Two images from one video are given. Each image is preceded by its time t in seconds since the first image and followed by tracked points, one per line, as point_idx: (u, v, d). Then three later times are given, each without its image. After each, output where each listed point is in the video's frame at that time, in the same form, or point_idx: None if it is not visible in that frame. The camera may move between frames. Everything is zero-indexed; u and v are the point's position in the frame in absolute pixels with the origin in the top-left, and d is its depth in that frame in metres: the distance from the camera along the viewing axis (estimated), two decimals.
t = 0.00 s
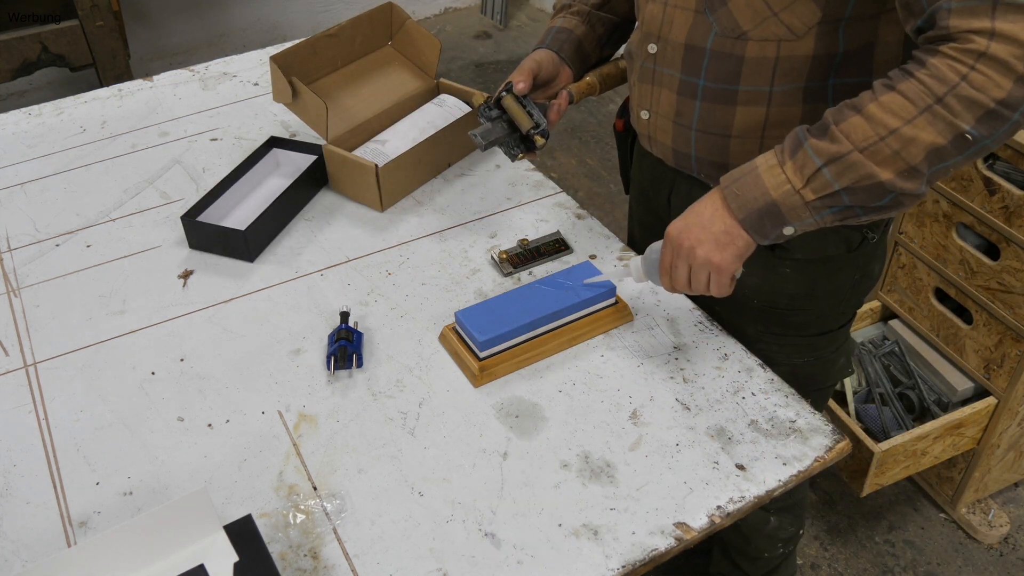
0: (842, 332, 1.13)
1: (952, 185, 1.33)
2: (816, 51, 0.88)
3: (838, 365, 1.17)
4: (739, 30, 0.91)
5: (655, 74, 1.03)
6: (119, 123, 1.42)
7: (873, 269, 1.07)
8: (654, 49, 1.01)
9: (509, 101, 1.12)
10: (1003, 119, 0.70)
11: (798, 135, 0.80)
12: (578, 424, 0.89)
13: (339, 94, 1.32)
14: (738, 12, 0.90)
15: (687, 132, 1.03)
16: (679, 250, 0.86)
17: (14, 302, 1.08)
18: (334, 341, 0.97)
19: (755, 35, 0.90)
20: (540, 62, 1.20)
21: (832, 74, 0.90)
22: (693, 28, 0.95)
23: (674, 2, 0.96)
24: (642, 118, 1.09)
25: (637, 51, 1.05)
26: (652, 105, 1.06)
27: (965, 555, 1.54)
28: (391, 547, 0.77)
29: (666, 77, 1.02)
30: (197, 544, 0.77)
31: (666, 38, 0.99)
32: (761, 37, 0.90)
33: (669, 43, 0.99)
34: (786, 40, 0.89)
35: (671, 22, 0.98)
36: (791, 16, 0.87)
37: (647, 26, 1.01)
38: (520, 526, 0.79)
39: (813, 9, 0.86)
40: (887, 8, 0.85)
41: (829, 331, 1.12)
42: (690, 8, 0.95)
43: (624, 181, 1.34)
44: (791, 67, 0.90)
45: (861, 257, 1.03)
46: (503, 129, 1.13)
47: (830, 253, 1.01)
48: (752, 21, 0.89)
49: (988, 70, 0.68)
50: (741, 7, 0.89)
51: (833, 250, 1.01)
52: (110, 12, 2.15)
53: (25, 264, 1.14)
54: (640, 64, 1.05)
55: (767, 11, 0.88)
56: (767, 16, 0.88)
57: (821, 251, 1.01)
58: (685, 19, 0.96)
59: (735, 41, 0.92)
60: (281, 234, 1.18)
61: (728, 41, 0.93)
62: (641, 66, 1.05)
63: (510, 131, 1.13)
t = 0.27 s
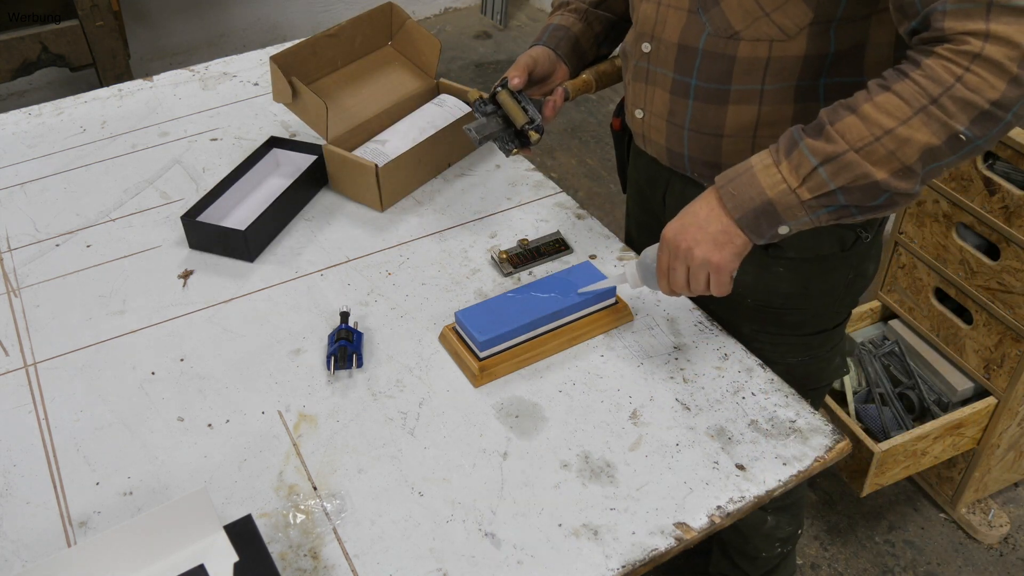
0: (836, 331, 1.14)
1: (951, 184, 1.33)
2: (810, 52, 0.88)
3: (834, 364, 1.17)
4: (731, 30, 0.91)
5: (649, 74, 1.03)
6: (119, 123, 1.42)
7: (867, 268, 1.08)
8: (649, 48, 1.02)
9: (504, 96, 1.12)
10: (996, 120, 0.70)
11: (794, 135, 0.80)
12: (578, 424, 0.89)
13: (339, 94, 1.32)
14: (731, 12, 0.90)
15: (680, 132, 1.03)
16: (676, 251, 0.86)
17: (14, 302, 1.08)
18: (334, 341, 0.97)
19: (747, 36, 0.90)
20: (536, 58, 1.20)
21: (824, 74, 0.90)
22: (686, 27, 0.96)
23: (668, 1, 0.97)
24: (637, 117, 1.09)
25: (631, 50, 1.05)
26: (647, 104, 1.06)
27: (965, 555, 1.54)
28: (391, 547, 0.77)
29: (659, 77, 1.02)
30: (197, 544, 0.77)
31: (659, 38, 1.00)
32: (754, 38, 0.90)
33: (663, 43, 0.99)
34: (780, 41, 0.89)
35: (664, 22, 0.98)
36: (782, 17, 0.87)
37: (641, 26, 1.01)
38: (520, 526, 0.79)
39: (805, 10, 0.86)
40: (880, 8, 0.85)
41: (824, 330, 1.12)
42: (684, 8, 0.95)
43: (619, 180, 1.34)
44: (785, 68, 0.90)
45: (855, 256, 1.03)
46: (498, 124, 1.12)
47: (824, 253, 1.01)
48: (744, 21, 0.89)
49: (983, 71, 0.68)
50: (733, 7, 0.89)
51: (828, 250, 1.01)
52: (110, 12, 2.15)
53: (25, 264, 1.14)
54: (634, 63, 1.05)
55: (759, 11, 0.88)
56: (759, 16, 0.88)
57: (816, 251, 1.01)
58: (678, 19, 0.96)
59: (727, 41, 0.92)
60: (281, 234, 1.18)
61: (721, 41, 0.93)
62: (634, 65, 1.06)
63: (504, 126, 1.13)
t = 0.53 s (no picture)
0: (837, 332, 1.14)
1: (951, 184, 1.33)
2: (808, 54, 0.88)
3: (834, 365, 1.17)
4: (731, 33, 0.91)
5: (648, 75, 1.03)
6: (119, 123, 1.42)
7: (867, 268, 1.08)
8: (649, 50, 1.02)
9: (502, 98, 1.12)
10: (966, 135, 0.71)
11: (766, 145, 0.79)
12: (578, 424, 0.89)
13: (339, 94, 1.32)
14: (731, 15, 0.90)
15: (681, 134, 1.03)
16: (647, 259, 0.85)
17: (14, 302, 1.08)
18: (334, 341, 0.97)
19: (747, 39, 0.90)
20: (534, 59, 1.20)
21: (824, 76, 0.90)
22: (687, 29, 0.96)
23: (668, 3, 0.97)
24: (637, 118, 1.09)
25: (631, 51, 1.05)
26: (647, 106, 1.06)
27: (965, 555, 1.53)
28: (391, 547, 0.77)
29: (659, 78, 1.02)
30: (197, 545, 0.77)
31: (659, 40, 0.99)
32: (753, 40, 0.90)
33: (663, 45, 0.99)
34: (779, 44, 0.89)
35: (664, 24, 0.98)
36: (782, 21, 0.87)
37: (642, 27, 1.01)
38: (520, 526, 0.79)
39: (805, 12, 0.86)
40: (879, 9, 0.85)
41: (824, 330, 1.12)
42: (684, 9, 0.95)
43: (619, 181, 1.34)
44: (784, 71, 0.90)
45: (855, 257, 1.03)
46: (496, 125, 1.12)
47: (824, 253, 1.01)
48: (744, 23, 0.89)
49: (956, 84, 0.69)
50: (733, 10, 0.89)
51: (827, 250, 1.01)
52: (110, 12, 2.15)
53: (25, 265, 1.14)
54: (634, 65, 1.05)
55: (759, 14, 0.88)
56: (758, 20, 0.88)
57: (815, 252, 1.01)
58: (678, 21, 0.96)
59: (727, 44, 0.92)
60: (281, 234, 1.18)
61: (721, 43, 0.93)
62: (634, 66, 1.06)
63: (503, 127, 1.13)
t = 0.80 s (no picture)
0: (839, 333, 1.14)
1: (952, 184, 1.33)
2: (809, 56, 0.88)
3: (836, 366, 1.17)
4: (734, 35, 0.90)
5: (651, 78, 1.03)
6: (119, 123, 1.42)
7: (870, 270, 1.08)
8: (650, 53, 1.01)
9: (507, 100, 1.12)
10: (929, 146, 0.71)
11: (728, 153, 0.80)
12: (578, 424, 0.89)
13: (339, 94, 1.32)
14: (734, 19, 0.89)
15: (684, 135, 1.02)
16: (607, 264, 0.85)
17: (14, 302, 1.08)
18: (334, 341, 0.97)
19: (750, 42, 0.90)
20: (538, 60, 1.19)
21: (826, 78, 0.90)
22: (689, 31, 0.95)
23: (670, 4, 0.96)
24: (639, 120, 1.08)
25: (633, 54, 1.05)
26: (650, 109, 1.05)
27: (965, 555, 1.54)
28: (391, 547, 0.77)
29: (661, 80, 1.01)
30: (197, 544, 0.77)
31: (661, 42, 0.99)
32: (753, 43, 0.90)
33: (666, 47, 0.98)
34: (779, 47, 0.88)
35: (667, 26, 0.97)
36: (784, 25, 0.87)
37: (644, 30, 1.00)
38: (520, 526, 0.79)
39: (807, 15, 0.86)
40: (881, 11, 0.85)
41: (826, 332, 1.12)
42: (686, 12, 0.94)
43: (623, 182, 1.34)
44: (785, 73, 0.90)
45: (859, 258, 1.03)
46: (501, 127, 1.13)
47: (827, 254, 1.01)
48: (746, 27, 0.89)
49: (920, 94, 0.69)
50: (735, 13, 0.89)
51: (830, 251, 1.01)
52: (110, 12, 2.15)
53: (25, 265, 1.14)
54: (635, 67, 1.05)
55: (762, 17, 0.87)
56: (760, 23, 0.88)
57: (818, 253, 1.01)
58: (681, 23, 0.95)
59: (730, 47, 0.92)
60: (281, 234, 1.18)
61: (724, 46, 0.92)
62: (635, 69, 1.05)
63: (507, 128, 1.13)
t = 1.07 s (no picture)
0: (840, 339, 1.13)
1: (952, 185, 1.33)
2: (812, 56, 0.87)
3: (836, 371, 1.17)
4: (737, 39, 0.91)
5: (652, 79, 1.04)
6: (119, 123, 1.42)
7: (873, 276, 1.08)
8: (652, 55, 1.02)
9: (511, 100, 1.12)
10: (988, 149, 0.70)
11: (788, 169, 0.79)
12: (578, 424, 0.89)
13: (339, 94, 1.32)
14: (737, 23, 0.90)
15: (686, 138, 1.03)
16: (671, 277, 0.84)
17: (14, 302, 1.08)
18: (334, 341, 0.97)
19: (753, 45, 0.90)
20: (542, 61, 1.20)
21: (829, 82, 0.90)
22: (690, 34, 0.96)
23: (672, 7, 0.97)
24: (642, 121, 1.10)
25: (636, 56, 1.06)
26: (653, 112, 1.06)
27: (965, 555, 1.54)
28: (391, 547, 0.77)
29: (663, 83, 1.02)
30: (197, 544, 0.77)
31: (663, 45, 1.00)
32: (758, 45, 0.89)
33: (667, 49, 0.99)
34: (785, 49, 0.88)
35: (669, 28, 0.98)
36: (788, 28, 0.87)
37: (647, 31, 1.02)
38: (520, 526, 0.79)
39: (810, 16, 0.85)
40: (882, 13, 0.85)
41: (827, 337, 1.12)
42: (687, 14, 0.95)
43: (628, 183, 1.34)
44: (786, 74, 0.90)
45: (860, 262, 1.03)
46: (504, 128, 1.12)
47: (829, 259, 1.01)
48: (750, 30, 0.89)
49: (978, 104, 0.68)
50: (738, 17, 0.89)
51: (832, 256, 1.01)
52: (110, 12, 2.15)
53: (25, 265, 1.14)
54: (638, 69, 1.06)
55: (765, 22, 0.88)
56: (764, 27, 0.88)
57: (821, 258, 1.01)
58: (682, 26, 0.96)
59: (732, 50, 0.92)
60: (281, 234, 1.18)
61: (726, 49, 0.93)
62: (638, 70, 1.06)
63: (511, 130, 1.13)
